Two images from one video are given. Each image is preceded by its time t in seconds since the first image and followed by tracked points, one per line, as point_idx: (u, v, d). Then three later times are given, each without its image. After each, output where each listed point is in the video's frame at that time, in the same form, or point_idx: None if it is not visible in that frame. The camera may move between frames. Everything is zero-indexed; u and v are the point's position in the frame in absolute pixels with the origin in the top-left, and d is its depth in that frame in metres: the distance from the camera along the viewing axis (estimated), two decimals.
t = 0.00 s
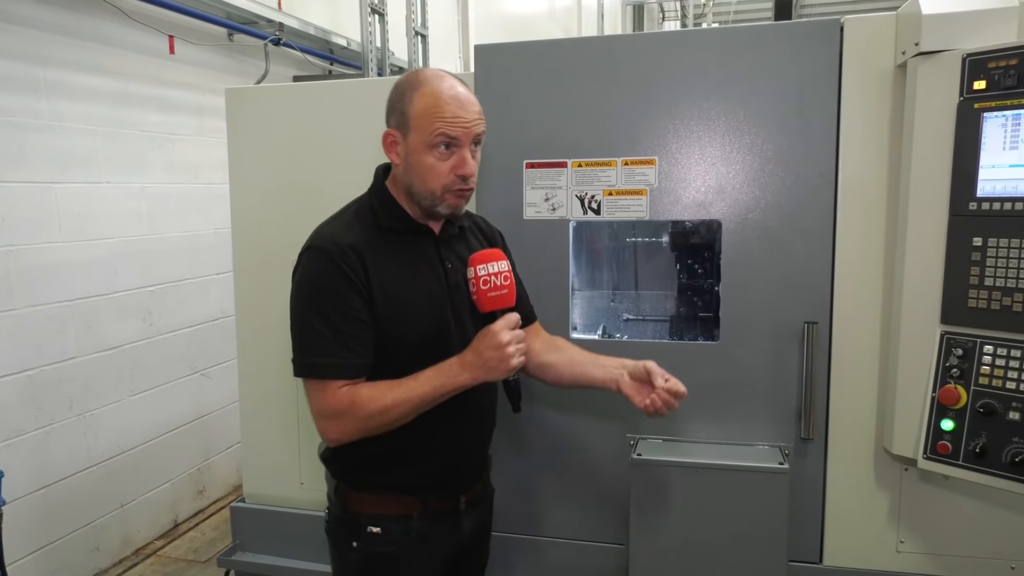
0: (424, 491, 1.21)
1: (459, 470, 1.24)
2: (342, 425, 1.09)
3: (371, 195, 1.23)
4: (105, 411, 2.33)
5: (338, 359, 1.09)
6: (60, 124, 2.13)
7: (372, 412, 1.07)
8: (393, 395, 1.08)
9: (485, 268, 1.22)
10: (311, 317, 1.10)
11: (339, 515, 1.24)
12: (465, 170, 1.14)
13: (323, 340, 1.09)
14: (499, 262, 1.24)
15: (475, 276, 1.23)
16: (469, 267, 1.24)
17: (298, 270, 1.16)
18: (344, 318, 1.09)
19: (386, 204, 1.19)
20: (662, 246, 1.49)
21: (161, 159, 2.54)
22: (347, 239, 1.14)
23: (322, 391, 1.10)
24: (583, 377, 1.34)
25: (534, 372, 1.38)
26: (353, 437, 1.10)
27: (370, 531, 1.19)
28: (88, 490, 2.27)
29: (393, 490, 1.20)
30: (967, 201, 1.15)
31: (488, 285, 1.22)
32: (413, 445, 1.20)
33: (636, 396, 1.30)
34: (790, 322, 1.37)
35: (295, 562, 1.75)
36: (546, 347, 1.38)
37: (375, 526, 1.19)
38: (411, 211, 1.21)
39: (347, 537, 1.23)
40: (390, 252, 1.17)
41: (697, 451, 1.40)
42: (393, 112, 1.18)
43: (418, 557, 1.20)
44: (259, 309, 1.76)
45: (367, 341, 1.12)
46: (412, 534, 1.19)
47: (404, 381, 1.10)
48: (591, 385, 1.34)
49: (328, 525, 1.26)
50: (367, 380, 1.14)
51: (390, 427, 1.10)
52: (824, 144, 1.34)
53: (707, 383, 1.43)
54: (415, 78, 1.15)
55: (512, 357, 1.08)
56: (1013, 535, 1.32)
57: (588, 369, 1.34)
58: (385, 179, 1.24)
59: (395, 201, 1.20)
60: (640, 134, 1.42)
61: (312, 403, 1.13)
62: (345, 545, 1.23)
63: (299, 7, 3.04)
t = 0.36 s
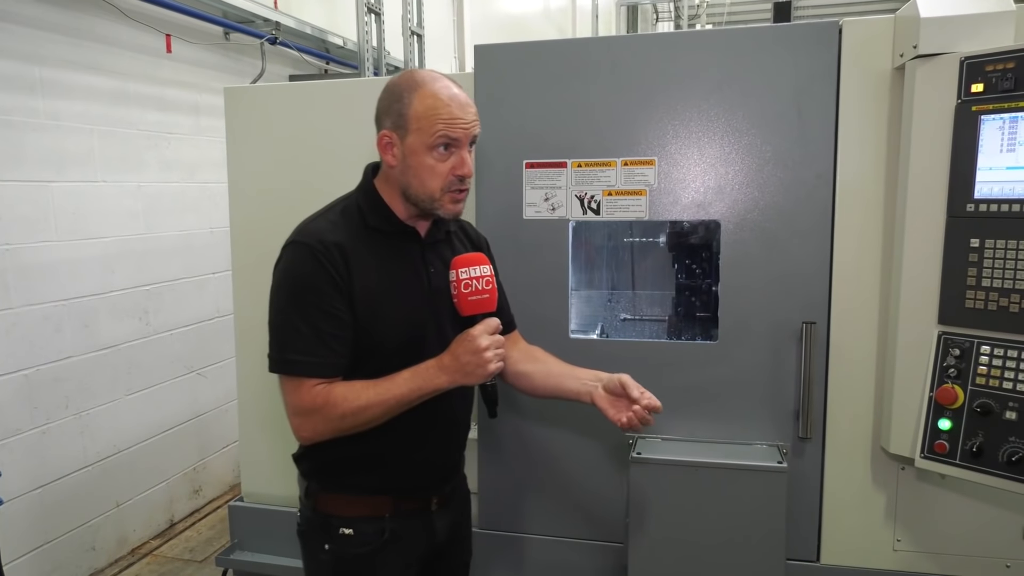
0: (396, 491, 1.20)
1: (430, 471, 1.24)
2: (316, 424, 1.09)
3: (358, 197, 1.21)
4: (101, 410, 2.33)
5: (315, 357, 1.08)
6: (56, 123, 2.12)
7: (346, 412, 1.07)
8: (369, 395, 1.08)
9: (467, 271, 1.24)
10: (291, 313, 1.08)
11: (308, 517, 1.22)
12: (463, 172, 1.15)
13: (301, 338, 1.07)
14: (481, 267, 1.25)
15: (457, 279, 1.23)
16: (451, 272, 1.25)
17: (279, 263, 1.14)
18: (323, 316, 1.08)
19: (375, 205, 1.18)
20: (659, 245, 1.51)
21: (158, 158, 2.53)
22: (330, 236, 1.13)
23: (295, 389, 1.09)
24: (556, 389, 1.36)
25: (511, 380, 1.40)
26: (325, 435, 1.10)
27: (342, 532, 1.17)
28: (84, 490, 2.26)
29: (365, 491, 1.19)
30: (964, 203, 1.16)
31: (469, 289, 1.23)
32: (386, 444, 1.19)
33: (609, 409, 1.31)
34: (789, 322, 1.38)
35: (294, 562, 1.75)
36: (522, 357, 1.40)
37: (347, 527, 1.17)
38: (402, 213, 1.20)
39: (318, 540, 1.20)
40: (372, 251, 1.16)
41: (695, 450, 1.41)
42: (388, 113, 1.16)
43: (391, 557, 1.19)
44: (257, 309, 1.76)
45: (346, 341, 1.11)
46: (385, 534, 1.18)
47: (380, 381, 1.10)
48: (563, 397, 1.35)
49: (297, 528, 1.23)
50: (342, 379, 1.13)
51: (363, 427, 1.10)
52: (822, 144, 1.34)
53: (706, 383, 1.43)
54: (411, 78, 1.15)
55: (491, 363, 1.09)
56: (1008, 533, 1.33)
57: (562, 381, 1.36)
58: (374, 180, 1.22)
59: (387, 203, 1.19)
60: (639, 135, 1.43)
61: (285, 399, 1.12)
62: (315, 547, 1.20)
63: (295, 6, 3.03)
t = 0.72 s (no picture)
0: (354, 507, 1.17)
1: (388, 482, 1.21)
2: (295, 438, 1.01)
3: (293, 200, 1.15)
4: (109, 408, 2.33)
5: (284, 364, 1.01)
6: (65, 121, 2.12)
7: (328, 417, 1.01)
8: (350, 398, 1.02)
9: (431, 260, 1.21)
10: (250, 320, 1.01)
11: (261, 541, 1.17)
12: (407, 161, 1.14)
13: (267, 346, 1.00)
14: (444, 255, 1.23)
15: (422, 269, 1.20)
16: (415, 263, 1.22)
17: (223, 270, 1.05)
18: (287, 321, 1.02)
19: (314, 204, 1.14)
20: (668, 243, 1.51)
21: (164, 156, 2.54)
22: (280, 238, 1.07)
23: (266, 403, 1.01)
24: (508, 365, 1.39)
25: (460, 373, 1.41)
26: (305, 448, 1.02)
27: (301, 557, 1.14)
28: (92, 488, 2.26)
29: (322, 511, 1.15)
30: (977, 201, 1.16)
31: (436, 277, 1.20)
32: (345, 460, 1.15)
33: (563, 365, 1.38)
34: (801, 321, 1.38)
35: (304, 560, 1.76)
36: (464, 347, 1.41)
37: (306, 551, 1.14)
38: (344, 211, 1.17)
39: (273, 564, 1.16)
40: (323, 252, 1.12)
41: (707, 448, 1.41)
42: (324, 107, 1.12)
43: None
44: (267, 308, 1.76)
45: (310, 345, 1.05)
46: (345, 555, 1.16)
47: (353, 383, 1.05)
48: (516, 370, 1.40)
49: (247, 551, 1.19)
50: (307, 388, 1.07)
51: (344, 433, 1.04)
52: (834, 142, 1.34)
53: (718, 382, 1.44)
54: (347, 70, 1.13)
55: (465, 349, 1.09)
56: (1019, 531, 1.33)
57: (511, 357, 1.40)
58: (307, 180, 1.16)
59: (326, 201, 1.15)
60: (650, 133, 1.43)
61: (251, 416, 1.03)
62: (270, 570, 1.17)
63: (301, 5, 3.03)
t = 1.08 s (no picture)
0: (346, 516, 1.17)
1: (375, 485, 1.20)
2: (263, 434, 0.97)
3: (246, 197, 1.18)
4: (130, 409, 2.35)
5: (247, 359, 0.99)
6: (88, 124, 2.14)
7: (297, 410, 0.97)
8: (315, 388, 0.98)
9: (388, 243, 1.21)
10: (210, 317, 0.99)
11: (252, 558, 1.16)
12: (352, 158, 1.14)
13: (228, 341, 0.99)
14: (401, 237, 1.22)
15: (379, 252, 1.20)
16: (372, 248, 1.22)
17: (181, 272, 1.05)
18: (249, 315, 1.01)
19: (263, 198, 1.16)
20: (687, 243, 1.50)
21: (184, 158, 2.55)
22: (238, 236, 1.06)
23: (232, 401, 0.98)
24: (485, 318, 1.40)
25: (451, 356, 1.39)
26: (277, 445, 0.98)
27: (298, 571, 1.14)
28: (114, 488, 2.28)
29: (312, 522, 1.15)
30: (1006, 199, 1.16)
31: (394, 259, 1.19)
32: (329, 466, 1.14)
33: (535, 297, 1.39)
34: (825, 319, 1.38)
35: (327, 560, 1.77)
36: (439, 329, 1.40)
37: (302, 565, 1.14)
38: (294, 207, 1.18)
39: None
40: (283, 250, 1.12)
41: (731, 447, 1.41)
42: (275, 103, 1.15)
43: None
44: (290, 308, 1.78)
45: (274, 339, 1.04)
46: (342, 564, 1.16)
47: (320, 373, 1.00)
48: (497, 322, 1.40)
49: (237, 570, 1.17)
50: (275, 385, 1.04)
51: (316, 427, 1.00)
52: (858, 141, 1.34)
53: (741, 380, 1.44)
54: (299, 69, 1.16)
55: (433, 329, 1.05)
56: None
57: (485, 318, 1.40)
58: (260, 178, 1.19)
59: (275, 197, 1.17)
60: (673, 132, 1.44)
61: (219, 419, 1.01)
62: None
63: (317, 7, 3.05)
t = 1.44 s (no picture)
0: (345, 523, 1.15)
1: (375, 493, 1.18)
2: (242, 439, 0.99)
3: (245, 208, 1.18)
4: (143, 409, 2.36)
5: (228, 364, 1.00)
6: (104, 126, 2.16)
7: (276, 416, 0.98)
8: (296, 395, 0.99)
9: (380, 251, 1.19)
10: (193, 323, 1.01)
11: (253, 566, 1.15)
12: (354, 166, 1.16)
13: (210, 346, 1.00)
14: (394, 245, 1.21)
15: (371, 261, 1.19)
16: (365, 256, 1.21)
17: (173, 279, 1.07)
18: (232, 321, 1.02)
19: (262, 209, 1.16)
20: (700, 244, 1.50)
21: (197, 160, 2.57)
22: (226, 243, 1.07)
23: (214, 405, 1.00)
24: (500, 352, 1.40)
25: (447, 375, 1.40)
26: (256, 450, 1.00)
27: None
28: (127, 488, 2.29)
29: (310, 529, 1.13)
30: None
31: (385, 268, 1.18)
32: (325, 472, 1.13)
33: (556, 341, 1.38)
34: (842, 320, 1.39)
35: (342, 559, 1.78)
36: (450, 348, 1.41)
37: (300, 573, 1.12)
38: (295, 217, 1.19)
39: None
40: (273, 256, 1.13)
41: (747, 447, 1.42)
42: (274, 115, 1.17)
43: None
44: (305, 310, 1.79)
45: (259, 345, 1.05)
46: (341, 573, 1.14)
47: (304, 381, 1.02)
48: (511, 356, 1.40)
49: None
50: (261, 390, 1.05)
51: (297, 433, 1.01)
52: (874, 142, 1.35)
53: (758, 381, 1.44)
54: (299, 80, 1.18)
55: (421, 339, 1.04)
56: None
57: (502, 347, 1.40)
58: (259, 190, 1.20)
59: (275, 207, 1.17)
60: (690, 134, 1.44)
61: (203, 422, 1.02)
62: None
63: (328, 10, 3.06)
